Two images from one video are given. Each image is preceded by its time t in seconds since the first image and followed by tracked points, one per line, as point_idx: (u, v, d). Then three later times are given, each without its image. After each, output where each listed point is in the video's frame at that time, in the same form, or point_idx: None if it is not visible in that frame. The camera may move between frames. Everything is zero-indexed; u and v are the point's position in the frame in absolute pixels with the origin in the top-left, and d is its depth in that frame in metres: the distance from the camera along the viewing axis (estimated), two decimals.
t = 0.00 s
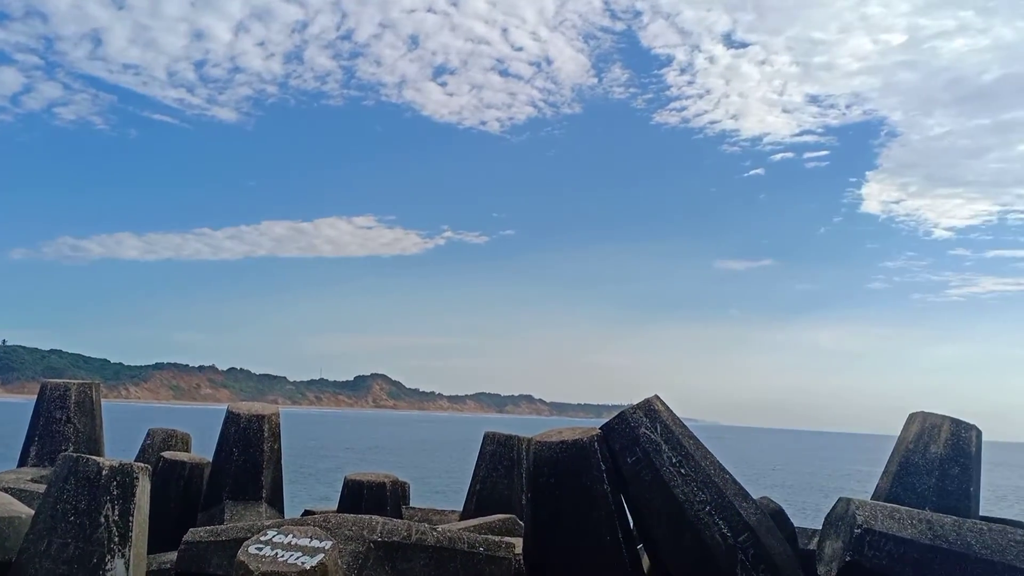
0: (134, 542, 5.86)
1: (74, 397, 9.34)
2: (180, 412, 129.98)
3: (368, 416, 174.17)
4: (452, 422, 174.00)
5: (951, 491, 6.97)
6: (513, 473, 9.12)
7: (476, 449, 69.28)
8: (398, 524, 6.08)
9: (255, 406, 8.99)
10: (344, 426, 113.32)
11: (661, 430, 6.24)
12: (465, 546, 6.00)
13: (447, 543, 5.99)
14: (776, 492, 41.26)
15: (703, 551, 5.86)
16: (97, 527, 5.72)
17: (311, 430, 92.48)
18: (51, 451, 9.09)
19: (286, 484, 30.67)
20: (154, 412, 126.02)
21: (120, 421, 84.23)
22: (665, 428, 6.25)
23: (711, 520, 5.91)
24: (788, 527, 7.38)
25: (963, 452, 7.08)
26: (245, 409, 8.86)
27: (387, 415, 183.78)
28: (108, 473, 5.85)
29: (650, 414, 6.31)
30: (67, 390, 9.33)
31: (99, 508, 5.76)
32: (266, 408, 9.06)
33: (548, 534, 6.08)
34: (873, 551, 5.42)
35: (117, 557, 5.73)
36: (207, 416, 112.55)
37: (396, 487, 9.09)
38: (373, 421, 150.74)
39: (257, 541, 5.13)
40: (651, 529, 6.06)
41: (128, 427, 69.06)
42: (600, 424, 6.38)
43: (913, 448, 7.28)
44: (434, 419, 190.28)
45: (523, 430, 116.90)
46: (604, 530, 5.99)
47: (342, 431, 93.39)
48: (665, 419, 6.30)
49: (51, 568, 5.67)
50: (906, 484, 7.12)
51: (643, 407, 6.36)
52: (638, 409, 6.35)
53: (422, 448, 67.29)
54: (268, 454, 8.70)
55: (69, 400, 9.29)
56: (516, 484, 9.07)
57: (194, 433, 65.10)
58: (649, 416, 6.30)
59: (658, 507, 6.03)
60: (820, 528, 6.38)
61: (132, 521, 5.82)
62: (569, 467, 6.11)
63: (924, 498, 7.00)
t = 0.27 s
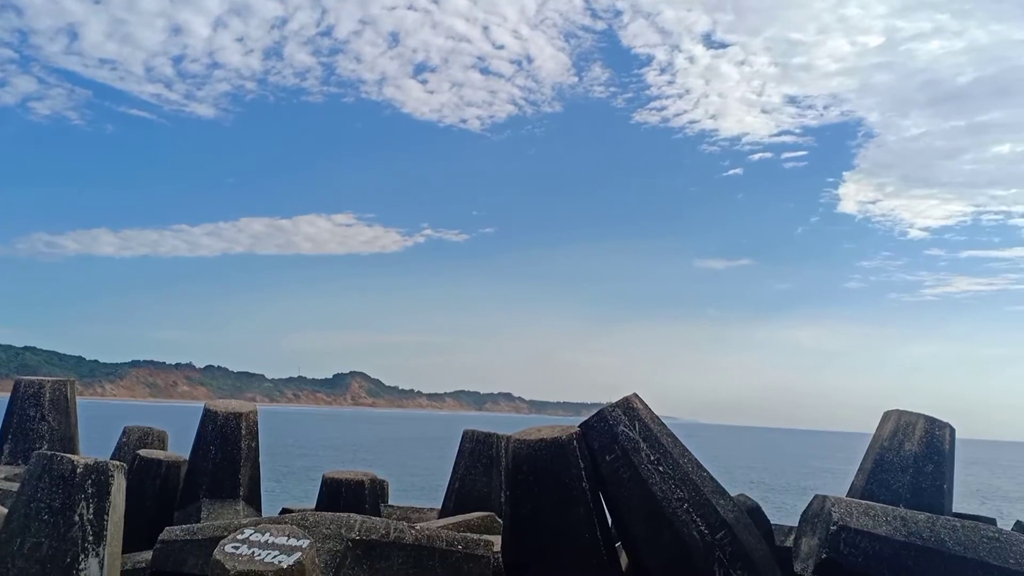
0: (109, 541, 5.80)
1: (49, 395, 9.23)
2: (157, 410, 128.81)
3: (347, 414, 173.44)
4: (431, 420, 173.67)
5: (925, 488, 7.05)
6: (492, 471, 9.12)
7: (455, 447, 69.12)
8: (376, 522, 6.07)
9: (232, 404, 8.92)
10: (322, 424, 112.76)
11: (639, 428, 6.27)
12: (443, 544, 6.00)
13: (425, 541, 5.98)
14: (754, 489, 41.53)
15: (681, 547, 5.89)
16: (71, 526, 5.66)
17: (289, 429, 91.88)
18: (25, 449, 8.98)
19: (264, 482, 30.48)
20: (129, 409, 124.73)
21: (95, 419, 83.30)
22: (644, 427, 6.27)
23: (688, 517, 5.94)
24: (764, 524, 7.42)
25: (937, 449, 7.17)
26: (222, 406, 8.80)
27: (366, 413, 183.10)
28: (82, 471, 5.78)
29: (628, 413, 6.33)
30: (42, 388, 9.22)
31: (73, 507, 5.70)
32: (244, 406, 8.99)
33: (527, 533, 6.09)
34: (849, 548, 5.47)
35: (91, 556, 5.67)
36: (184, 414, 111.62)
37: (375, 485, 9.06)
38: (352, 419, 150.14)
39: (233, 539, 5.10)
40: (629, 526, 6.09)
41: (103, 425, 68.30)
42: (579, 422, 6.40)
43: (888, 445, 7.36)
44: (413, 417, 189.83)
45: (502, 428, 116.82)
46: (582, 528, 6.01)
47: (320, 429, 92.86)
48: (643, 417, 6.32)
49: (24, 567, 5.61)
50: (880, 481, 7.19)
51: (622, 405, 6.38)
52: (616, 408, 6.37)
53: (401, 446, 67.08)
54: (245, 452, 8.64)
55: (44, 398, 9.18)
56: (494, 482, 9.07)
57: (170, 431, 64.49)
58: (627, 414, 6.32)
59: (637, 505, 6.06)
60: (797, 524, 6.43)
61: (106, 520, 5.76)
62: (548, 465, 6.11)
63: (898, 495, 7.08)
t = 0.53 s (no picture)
0: (82, 540, 5.73)
1: (22, 392, 9.11)
2: (132, 407, 127.45)
3: (324, 413, 172.74)
4: (409, 419, 173.27)
5: (899, 487, 7.12)
6: (470, 469, 9.11)
7: (433, 446, 69.02)
8: (352, 520, 6.04)
9: (208, 402, 8.85)
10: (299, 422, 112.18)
11: (617, 426, 6.28)
12: (420, 543, 5.98)
13: (402, 540, 5.96)
14: (729, 487, 41.81)
15: (657, 546, 5.91)
16: (43, 525, 5.59)
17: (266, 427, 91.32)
18: None
19: (239, 481, 30.30)
20: (103, 407, 123.44)
21: (69, 416, 82.45)
22: (621, 425, 6.29)
23: (665, 515, 5.96)
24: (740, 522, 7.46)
25: (911, 448, 7.24)
26: (198, 404, 8.72)
27: (344, 412, 182.38)
28: (55, 470, 5.70)
29: (606, 411, 6.34)
30: (14, 385, 9.10)
31: (46, 506, 5.62)
32: (220, 404, 8.92)
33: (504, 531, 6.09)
34: (823, 546, 5.51)
35: (64, 556, 5.60)
36: (159, 413, 110.64)
37: (352, 483, 9.03)
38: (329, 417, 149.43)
39: (208, 539, 5.06)
40: (606, 525, 6.10)
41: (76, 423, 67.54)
42: (558, 421, 6.40)
43: (863, 444, 7.43)
44: (391, 416, 189.32)
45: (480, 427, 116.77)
46: (560, 526, 6.01)
47: (297, 428, 92.32)
48: (621, 416, 6.34)
49: None
50: (855, 479, 7.25)
51: (599, 404, 6.39)
52: (594, 406, 6.38)
53: (379, 444, 66.89)
54: (221, 450, 8.56)
55: (17, 396, 9.06)
56: (472, 480, 9.06)
57: (145, 429, 63.90)
58: (605, 412, 6.33)
59: (614, 503, 6.07)
60: (772, 522, 6.48)
61: (79, 519, 5.69)
62: (526, 463, 6.11)
63: (873, 493, 7.14)
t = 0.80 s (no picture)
0: (49, 541, 5.64)
1: None
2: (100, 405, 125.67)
3: (297, 412, 171.54)
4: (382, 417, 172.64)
5: (869, 484, 7.20)
6: (443, 468, 9.09)
7: (407, 444, 68.76)
8: (324, 520, 6.01)
9: (178, 401, 8.75)
10: (272, 421, 111.32)
11: (590, 425, 6.30)
12: (392, 542, 5.95)
13: (374, 540, 5.93)
14: (701, 485, 42.09)
15: (630, 544, 5.93)
16: (8, 526, 5.50)
17: (237, 425, 90.53)
18: None
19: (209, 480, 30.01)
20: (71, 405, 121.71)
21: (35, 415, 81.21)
22: (594, 423, 6.31)
23: (637, 513, 5.99)
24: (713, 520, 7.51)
25: (879, 446, 7.32)
26: (168, 403, 8.62)
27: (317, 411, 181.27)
28: (21, 470, 5.61)
29: (579, 410, 6.36)
30: None
31: (11, 507, 5.53)
32: (190, 403, 8.83)
33: (477, 530, 6.08)
34: (793, 543, 5.56)
35: (30, 557, 5.52)
36: (127, 411, 109.29)
37: (324, 483, 8.97)
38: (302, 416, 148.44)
39: (177, 539, 5.00)
40: (579, 523, 6.11)
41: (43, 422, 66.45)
42: (530, 419, 6.41)
43: (833, 442, 7.51)
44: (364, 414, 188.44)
45: (453, 425, 116.54)
46: (533, 524, 6.02)
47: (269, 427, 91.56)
48: (594, 415, 6.35)
49: None
50: (825, 477, 7.32)
51: (573, 402, 6.40)
52: (567, 405, 6.39)
53: (351, 443, 66.55)
54: (191, 450, 8.48)
55: None
56: (445, 479, 9.04)
57: (113, 428, 63.07)
58: (578, 411, 6.35)
59: (586, 501, 6.09)
60: (743, 520, 6.52)
61: (46, 520, 5.61)
62: (498, 461, 6.10)
63: (842, 491, 7.21)
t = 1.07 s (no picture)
0: (8, 542, 5.55)
1: None
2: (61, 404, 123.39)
3: (263, 411, 169.90)
4: (350, 416, 171.66)
5: (832, 481, 7.30)
6: (411, 467, 9.06)
7: (374, 444, 68.38)
8: (290, 520, 5.96)
9: (142, 399, 8.64)
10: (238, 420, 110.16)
11: (558, 423, 6.32)
12: (359, 541, 5.92)
13: (340, 539, 5.90)
14: (669, 483, 42.37)
15: (597, 542, 5.95)
16: None
17: (202, 425, 89.35)
18: None
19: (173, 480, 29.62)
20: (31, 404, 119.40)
21: None
22: (563, 422, 6.33)
23: (604, 511, 6.01)
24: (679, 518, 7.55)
25: (843, 443, 7.43)
26: (131, 401, 8.51)
27: (284, 410, 179.68)
28: None
29: (548, 409, 6.38)
30: None
31: None
32: (155, 401, 8.73)
33: (444, 529, 6.07)
34: (756, 540, 5.62)
35: None
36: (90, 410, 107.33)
37: (291, 483, 8.91)
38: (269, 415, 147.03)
39: (139, 539, 4.94)
40: (546, 522, 6.13)
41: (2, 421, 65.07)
42: (499, 417, 6.41)
43: (797, 439, 7.61)
44: (333, 413, 187.27)
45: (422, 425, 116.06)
46: (500, 523, 6.02)
47: (235, 426, 90.58)
48: (563, 414, 6.38)
49: None
50: (789, 475, 7.41)
51: (541, 401, 6.43)
52: (535, 404, 6.41)
53: (319, 442, 66.05)
54: (155, 449, 8.38)
55: None
56: (413, 478, 9.01)
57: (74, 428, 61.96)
58: (547, 410, 6.37)
59: (554, 500, 6.10)
60: (709, 518, 6.56)
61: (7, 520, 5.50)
62: (466, 460, 6.10)
63: (805, 488, 7.31)
